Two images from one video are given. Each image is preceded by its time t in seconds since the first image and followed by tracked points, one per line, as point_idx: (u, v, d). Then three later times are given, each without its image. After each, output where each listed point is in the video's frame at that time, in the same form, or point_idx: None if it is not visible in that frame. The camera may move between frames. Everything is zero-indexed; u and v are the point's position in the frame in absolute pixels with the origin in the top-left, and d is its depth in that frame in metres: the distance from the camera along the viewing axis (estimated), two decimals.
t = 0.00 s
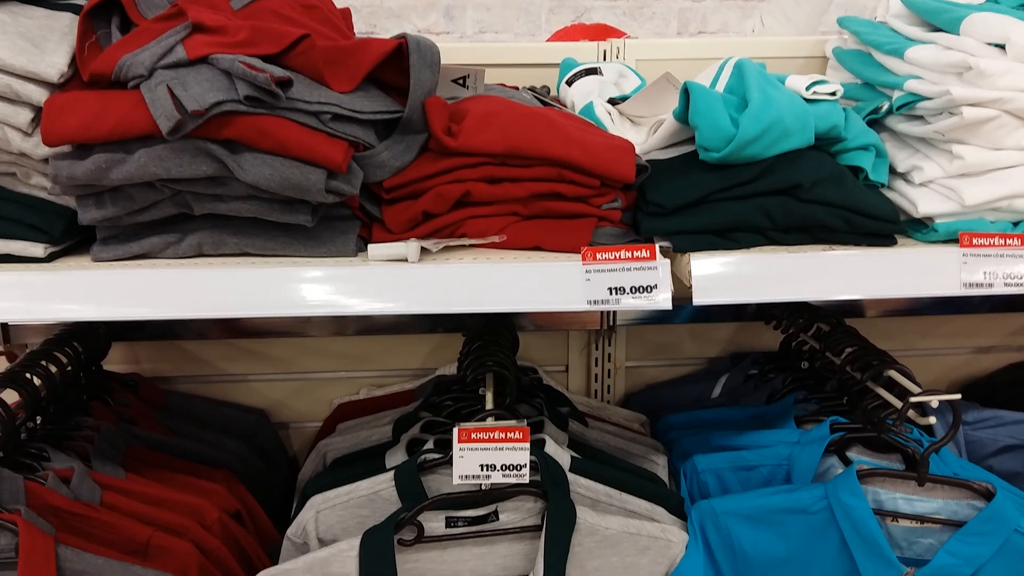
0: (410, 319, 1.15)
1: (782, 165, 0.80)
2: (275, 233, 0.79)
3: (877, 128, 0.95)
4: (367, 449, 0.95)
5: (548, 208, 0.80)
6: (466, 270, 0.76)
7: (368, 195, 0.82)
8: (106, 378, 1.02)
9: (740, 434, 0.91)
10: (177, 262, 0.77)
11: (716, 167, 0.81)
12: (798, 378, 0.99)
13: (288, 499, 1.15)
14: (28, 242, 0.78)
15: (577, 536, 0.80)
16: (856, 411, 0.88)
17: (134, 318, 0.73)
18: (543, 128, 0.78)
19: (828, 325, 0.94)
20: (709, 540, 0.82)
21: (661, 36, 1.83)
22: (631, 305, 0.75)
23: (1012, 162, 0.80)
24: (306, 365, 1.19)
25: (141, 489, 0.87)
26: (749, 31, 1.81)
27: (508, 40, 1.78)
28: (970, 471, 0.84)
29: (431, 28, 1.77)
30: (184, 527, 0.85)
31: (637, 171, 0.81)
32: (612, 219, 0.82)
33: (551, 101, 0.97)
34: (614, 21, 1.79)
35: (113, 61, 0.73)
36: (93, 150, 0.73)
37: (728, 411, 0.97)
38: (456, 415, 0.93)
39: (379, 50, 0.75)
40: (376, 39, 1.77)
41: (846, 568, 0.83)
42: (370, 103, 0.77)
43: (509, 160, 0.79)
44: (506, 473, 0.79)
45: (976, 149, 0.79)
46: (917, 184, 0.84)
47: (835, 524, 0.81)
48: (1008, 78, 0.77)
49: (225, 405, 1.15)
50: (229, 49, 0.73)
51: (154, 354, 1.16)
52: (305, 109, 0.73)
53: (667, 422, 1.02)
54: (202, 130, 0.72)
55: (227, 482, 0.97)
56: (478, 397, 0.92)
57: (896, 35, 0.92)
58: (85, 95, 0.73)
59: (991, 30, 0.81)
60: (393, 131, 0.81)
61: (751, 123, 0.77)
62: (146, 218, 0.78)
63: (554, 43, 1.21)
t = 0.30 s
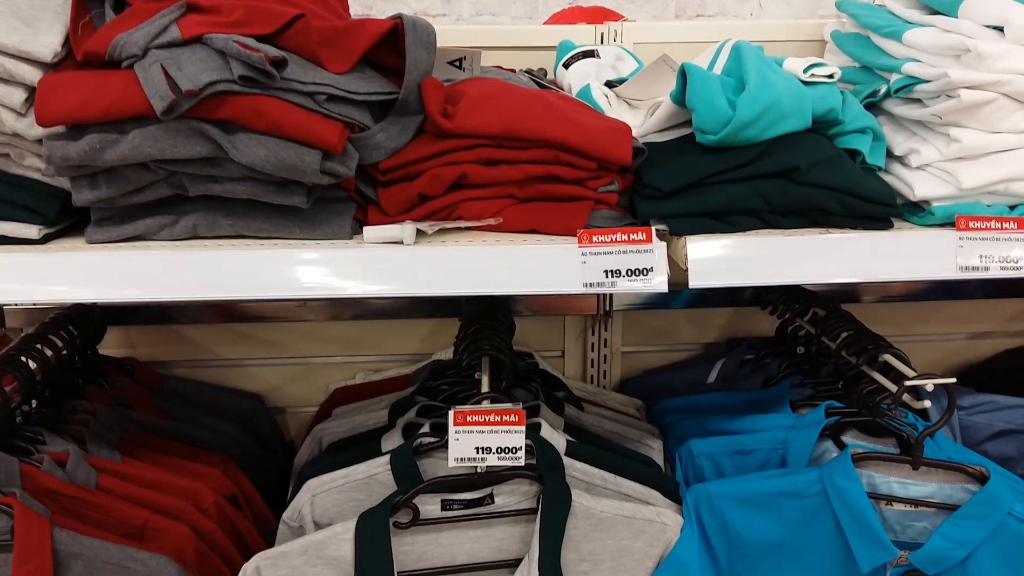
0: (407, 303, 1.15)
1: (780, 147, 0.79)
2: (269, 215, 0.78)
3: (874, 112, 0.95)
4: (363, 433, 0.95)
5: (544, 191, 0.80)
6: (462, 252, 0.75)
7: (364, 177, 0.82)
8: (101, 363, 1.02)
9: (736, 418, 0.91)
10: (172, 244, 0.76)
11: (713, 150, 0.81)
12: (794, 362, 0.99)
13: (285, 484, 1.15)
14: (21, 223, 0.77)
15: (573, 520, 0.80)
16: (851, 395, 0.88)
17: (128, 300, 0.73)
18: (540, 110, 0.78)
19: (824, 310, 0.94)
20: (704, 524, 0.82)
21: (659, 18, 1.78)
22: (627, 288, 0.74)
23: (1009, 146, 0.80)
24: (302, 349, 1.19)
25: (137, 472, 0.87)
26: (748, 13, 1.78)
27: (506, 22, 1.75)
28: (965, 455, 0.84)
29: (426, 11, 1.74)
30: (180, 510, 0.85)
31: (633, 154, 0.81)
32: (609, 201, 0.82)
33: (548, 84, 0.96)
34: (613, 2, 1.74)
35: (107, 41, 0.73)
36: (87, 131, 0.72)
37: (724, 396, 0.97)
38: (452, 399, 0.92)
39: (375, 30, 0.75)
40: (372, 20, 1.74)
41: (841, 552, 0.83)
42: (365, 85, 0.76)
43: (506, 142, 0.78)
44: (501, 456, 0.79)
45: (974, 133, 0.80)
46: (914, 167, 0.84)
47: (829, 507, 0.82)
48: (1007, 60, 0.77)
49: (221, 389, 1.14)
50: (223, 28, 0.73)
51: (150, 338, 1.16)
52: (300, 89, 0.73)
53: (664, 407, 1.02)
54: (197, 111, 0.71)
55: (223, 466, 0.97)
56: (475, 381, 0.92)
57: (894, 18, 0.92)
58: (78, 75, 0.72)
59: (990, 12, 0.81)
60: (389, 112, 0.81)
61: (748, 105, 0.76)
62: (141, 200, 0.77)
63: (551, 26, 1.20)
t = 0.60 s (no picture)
0: (410, 291, 1.15)
1: (783, 134, 0.79)
2: (272, 202, 0.78)
3: (878, 99, 0.94)
4: (366, 421, 0.95)
5: (546, 178, 0.80)
6: (464, 238, 0.75)
7: (366, 164, 0.82)
8: (104, 350, 1.02)
9: (737, 406, 0.91)
10: (174, 230, 0.76)
11: (715, 136, 0.81)
12: (796, 351, 0.99)
13: (288, 472, 1.15)
14: (25, 210, 0.77)
15: (574, 506, 0.80)
16: (853, 383, 0.88)
17: (132, 286, 0.73)
18: (542, 96, 0.78)
19: (826, 298, 0.94)
20: (706, 512, 0.82)
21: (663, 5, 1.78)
22: (629, 275, 0.74)
23: (1013, 133, 0.79)
24: (305, 338, 1.19)
25: (140, 459, 0.88)
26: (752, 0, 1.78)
27: (509, 9, 1.75)
28: (967, 444, 0.84)
29: None
30: (184, 497, 0.85)
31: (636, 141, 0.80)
32: (611, 188, 0.82)
33: (551, 71, 0.96)
34: None
35: (109, 27, 0.73)
36: (89, 117, 0.73)
37: (726, 384, 0.97)
38: (454, 387, 0.93)
39: (377, 16, 0.75)
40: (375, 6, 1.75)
41: (843, 540, 0.83)
42: (367, 71, 0.76)
43: (508, 129, 0.78)
44: (505, 442, 0.79)
45: (977, 120, 0.79)
46: (917, 155, 0.83)
47: (831, 494, 0.82)
48: (1011, 46, 0.77)
49: (224, 377, 1.15)
50: (226, 15, 0.72)
51: (154, 326, 1.17)
52: (302, 75, 0.73)
53: (666, 395, 1.02)
54: (199, 97, 0.71)
55: (227, 454, 0.98)
56: (478, 368, 0.92)
57: (898, 5, 0.91)
58: (81, 61, 0.72)
59: None
60: (391, 99, 0.81)
61: (751, 91, 0.76)
62: (143, 186, 0.77)
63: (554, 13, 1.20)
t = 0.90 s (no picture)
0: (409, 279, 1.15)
1: (782, 121, 0.79)
2: (269, 188, 0.78)
3: (877, 86, 0.94)
4: (365, 408, 0.95)
5: (545, 164, 0.79)
6: (463, 224, 0.75)
7: (364, 150, 0.82)
8: (102, 338, 1.02)
9: (736, 394, 0.91)
10: (172, 217, 0.76)
11: (714, 123, 0.81)
12: (795, 339, 0.99)
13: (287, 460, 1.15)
14: (22, 196, 0.77)
15: (573, 493, 0.81)
16: (852, 370, 0.88)
17: (131, 272, 0.73)
18: (541, 82, 0.77)
19: (825, 287, 0.94)
20: (704, 499, 0.82)
21: None
22: (628, 262, 0.74)
23: (1013, 120, 0.79)
24: (304, 326, 1.20)
25: (138, 446, 0.88)
26: None
27: None
28: (965, 430, 0.84)
29: None
30: (182, 484, 0.86)
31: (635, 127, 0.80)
32: (610, 175, 0.82)
33: (550, 58, 0.96)
34: None
35: (106, 12, 0.73)
36: (86, 102, 0.72)
37: (724, 372, 0.97)
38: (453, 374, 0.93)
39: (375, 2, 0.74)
40: None
41: (840, 526, 0.83)
42: (366, 57, 0.76)
43: (507, 115, 0.78)
44: (503, 429, 0.79)
45: (977, 106, 0.79)
46: (916, 142, 0.83)
47: (828, 481, 0.82)
48: (1011, 33, 0.77)
49: (223, 365, 1.15)
50: None
51: (153, 314, 1.17)
52: (300, 61, 0.72)
53: (664, 383, 1.03)
54: (196, 82, 0.71)
55: (226, 441, 0.98)
56: (476, 356, 0.92)
57: None
58: (78, 46, 0.72)
59: None
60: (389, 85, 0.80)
61: (751, 78, 0.76)
62: (141, 172, 0.77)
63: None
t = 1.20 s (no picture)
0: (406, 257, 1.15)
1: (780, 94, 0.79)
2: (264, 162, 0.77)
3: (877, 60, 0.94)
4: (362, 385, 0.95)
5: (542, 138, 0.79)
6: (460, 198, 0.75)
7: (359, 124, 0.81)
8: (97, 317, 1.02)
9: (734, 370, 0.91)
10: (166, 190, 0.76)
11: (712, 97, 0.81)
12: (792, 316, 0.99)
13: (285, 440, 1.16)
14: (15, 170, 0.77)
15: (570, 467, 0.81)
16: (849, 346, 0.88)
17: (126, 246, 0.73)
18: (538, 55, 0.77)
19: (823, 263, 0.94)
20: (701, 473, 0.83)
21: None
22: (626, 236, 0.74)
23: (1013, 93, 0.79)
24: (301, 304, 1.19)
25: (135, 423, 0.88)
26: None
27: None
28: (963, 404, 0.85)
29: None
30: (180, 460, 0.86)
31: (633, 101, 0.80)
32: (608, 149, 0.81)
33: (546, 32, 0.95)
34: None
35: None
36: (78, 75, 0.71)
37: (721, 348, 0.97)
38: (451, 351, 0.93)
39: None
40: None
41: (837, 501, 0.83)
42: (361, 29, 0.75)
43: (503, 88, 0.77)
44: (500, 404, 0.80)
45: (977, 80, 0.79)
46: (916, 116, 0.83)
47: (825, 455, 0.82)
48: (1011, 6, 0.77)
49: (220, 343, 1.15)
50: None
51: (148, 293, 1.16)
52: (294, 33, 0.72)
53: (662, 360, 1.02)
54: (189, 53, 0.70)
55: (223, 419, 0.98)
56: (473, 333, 0.92)
57: None
58: (68, 17, 0.71)
59: None
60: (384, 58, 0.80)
61: (750, 50, 0.75)
62: (134, 146, 0.77)
63: None
